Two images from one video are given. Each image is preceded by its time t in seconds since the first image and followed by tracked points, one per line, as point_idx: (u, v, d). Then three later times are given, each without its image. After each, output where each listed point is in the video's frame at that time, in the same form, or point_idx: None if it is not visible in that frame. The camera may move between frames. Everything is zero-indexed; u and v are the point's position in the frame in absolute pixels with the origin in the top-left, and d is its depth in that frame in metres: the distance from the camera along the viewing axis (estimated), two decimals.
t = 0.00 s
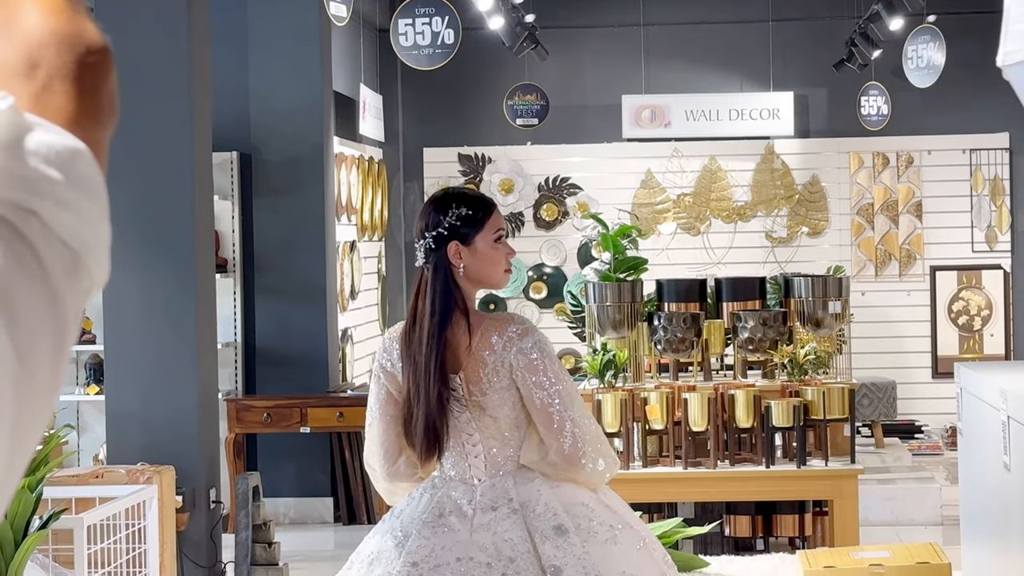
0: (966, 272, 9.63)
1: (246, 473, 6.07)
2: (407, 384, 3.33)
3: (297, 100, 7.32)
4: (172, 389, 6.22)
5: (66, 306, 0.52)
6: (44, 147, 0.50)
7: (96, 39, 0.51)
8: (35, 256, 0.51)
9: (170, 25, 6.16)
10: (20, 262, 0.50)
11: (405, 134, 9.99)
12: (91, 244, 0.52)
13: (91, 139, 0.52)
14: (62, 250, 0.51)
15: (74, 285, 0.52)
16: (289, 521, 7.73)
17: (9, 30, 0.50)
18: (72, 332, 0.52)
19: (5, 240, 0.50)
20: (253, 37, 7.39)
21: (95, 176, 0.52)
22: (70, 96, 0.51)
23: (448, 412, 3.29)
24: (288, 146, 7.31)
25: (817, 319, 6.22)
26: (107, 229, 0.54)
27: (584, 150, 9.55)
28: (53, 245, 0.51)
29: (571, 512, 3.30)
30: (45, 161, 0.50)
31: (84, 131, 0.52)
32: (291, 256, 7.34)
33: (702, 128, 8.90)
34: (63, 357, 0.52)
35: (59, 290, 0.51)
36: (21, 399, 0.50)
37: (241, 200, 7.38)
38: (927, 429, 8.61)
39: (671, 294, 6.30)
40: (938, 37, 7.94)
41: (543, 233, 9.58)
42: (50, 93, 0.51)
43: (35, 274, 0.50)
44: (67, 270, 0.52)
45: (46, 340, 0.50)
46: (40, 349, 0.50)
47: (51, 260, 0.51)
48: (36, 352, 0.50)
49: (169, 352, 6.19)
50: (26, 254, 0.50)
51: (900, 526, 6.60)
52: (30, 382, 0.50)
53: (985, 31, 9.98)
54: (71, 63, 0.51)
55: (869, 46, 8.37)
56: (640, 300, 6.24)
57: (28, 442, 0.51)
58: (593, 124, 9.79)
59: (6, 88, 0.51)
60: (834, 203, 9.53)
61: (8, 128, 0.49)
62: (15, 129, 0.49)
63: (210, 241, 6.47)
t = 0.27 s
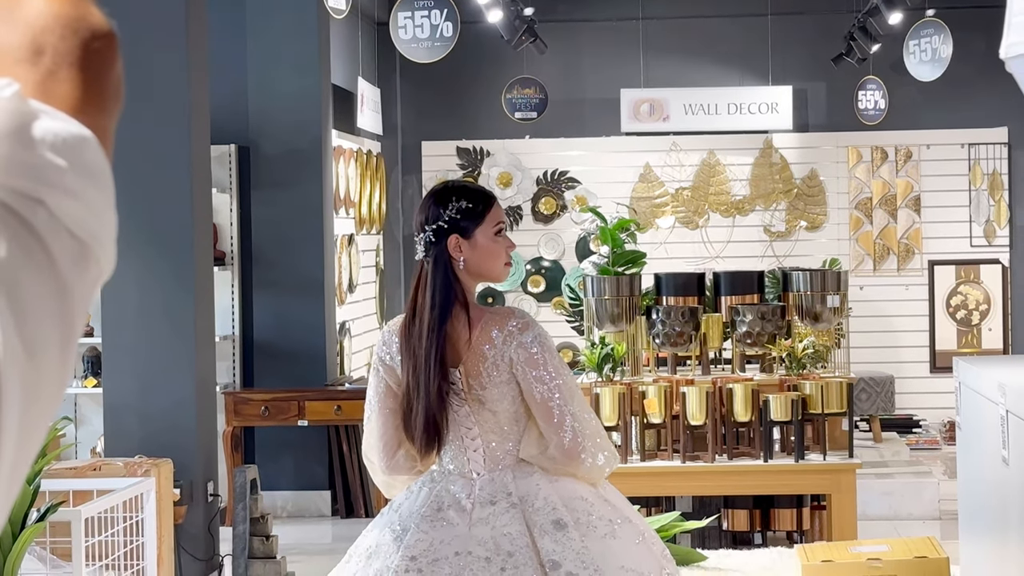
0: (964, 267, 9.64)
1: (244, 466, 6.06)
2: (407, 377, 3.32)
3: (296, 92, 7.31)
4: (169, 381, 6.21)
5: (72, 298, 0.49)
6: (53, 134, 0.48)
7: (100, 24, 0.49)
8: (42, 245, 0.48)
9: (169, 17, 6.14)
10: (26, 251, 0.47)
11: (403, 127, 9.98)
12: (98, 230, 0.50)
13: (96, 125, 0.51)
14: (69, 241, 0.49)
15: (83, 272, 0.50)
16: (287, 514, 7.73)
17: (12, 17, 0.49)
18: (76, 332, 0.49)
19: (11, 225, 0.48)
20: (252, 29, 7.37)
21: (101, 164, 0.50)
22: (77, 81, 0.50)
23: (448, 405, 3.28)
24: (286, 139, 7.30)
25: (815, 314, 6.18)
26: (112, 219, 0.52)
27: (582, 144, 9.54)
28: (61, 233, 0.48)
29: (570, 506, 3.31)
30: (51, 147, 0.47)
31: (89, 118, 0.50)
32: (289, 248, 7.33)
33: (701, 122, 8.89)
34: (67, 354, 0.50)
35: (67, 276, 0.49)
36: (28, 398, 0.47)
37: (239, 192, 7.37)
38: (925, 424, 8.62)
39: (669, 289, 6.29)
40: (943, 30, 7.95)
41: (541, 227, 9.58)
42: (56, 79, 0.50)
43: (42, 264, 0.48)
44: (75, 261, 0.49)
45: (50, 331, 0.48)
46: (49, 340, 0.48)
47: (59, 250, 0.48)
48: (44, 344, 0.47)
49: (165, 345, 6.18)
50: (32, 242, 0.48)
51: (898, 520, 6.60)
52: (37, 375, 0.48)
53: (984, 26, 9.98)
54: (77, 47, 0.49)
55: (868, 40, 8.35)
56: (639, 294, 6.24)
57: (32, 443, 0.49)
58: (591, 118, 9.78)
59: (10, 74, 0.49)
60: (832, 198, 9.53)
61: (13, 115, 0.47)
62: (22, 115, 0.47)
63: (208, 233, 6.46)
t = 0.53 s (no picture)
0: (964, 265, 9.63)
1: (244, 463, 6.06)
2: (408, 375, 3.33)
3: (296, 89, 7.31)
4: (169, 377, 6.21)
5: (74, 290, 0.49)
6: (54, 124, 0.47)
7: (103, 13, 0.48)
8: (43, 235, 0.48)
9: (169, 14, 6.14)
10: (28, 244, 0.47)
11: (404, 124, 9.97)
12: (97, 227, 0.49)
13: (99, 118, 0.50)
14: (72, 230, 0.49)
15: (82, 271, 0.49)
16: (286, 511, 7.73)
17: (14, 5, 0.47)
18: (81, 317, 0.49)
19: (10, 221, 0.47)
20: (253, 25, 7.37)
21: (101, 153, 0.50)
22: (78, 73, 0.49)
23: (449, 404, 3.28)
24: (286, 135, 7.29)
25: (816, 311, 6.20)
26: (115, 209, 0.51)
27: (583, 141, 9.54)
28: (63, 227, 0.48)
29: (570, 505, 3.31)
30: (53, 140, 0.47)
31: (90, 109, 0.49)
32: (290, 245, 7.33)
33: (702, 120, 8.87)
34: (71, 342, 0.50)
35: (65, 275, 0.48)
36: (28, 386, 0.47)
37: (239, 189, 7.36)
38: (925, 422, 8.62)
39: (669, 286, 6.29)
40: (945, 30, 8.01)
41: (542, 225, 9.57)
42: (57, 69, 0.48)
43: (42, 253, 0.48)
44: (78, 251, 0.49)
45: (52, 328, 0.48)
46: (49, 335, 0.48)
47: (62, 241, 0.48)
48: (45, 340, 0.47)
49: (165, 341, 6.18)
50: (35, 235, 0.47)
51: (897, 518, 6.60)
52: (38, 367, 0.48)
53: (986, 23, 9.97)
54: (77, 39, 0.48)
55: (869, 38, 8.35)
56: (639, 291, 6.24)
57: (37, 426, 0.49)
58: (591, 115, 9.78)
59: (10, 65, 0.48)
60: (832, 196, 9.53)
61: (11, 107, 0.46)
62: (23, 104, 0.46)
63: (208, 230, 6.46)
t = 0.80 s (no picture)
0: (966, 266, 9.63)
1: (245, 462, 6.06)
2: (412, 377, 3.33)
3: (298, 89, 7.30)
4: (171, 377, 6.21)
5: (71, 287, 0.49)
6: (50, 120, 0.49)
7: (101, 6, 0.50)
8: (39, 230, 0.48)
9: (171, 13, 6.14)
10: (25, 240, 0.48)
11: (405, 124, 9.97)
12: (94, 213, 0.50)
13: (97, 112, 0.52)
14: (69, 228, 0.49)
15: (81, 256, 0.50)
16: (287, 511, 7.73)
17: (12, 0, 0.50)
18: (77, 318, 0.50)
19: (12, 205, 0.48)
20: (255, 24, 7.37)
21: (100, 149, 0.51)
22: (77, 65, 0.51)
23: (453, 406, 3.29)
24: (288, 135, 7.29)
25: (817, 312, 6.20)
26: (113, 201, 0.53)
27: (585, 142, 9.54)
28: (61, 217, 0.49)
29: (574, 507, 3.31)
30: (49, 134, 0.49)
31: (90, 104, 0.52)
32: (291, 245, 7.33)
33: (703, 121, 8.86)
34: (69, 339, 0.50)
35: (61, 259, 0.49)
36: (26, 383, 0.47)
37: (241, 188, 7.36)
38: (925, 423, 8.61)
39: (670, 287, 6.29)
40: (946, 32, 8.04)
41: (543, 225, 9.58)
42: (55, 63, 0.51)
43: (46, 244, 0.49)
44: (74, 248, 0.49)
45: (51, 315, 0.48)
46: (50, 318, 0.48)
47: (58, 237, 0.49)
48: (46, 324, 0.48)
49: (166, 342, 6.18)
50: (32, 230, 0.48)
51: (898, 519, 6.60)
52: (41, 355, 0.49)
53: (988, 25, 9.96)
54: (75, 32, 0.50)
55: (870, 39, 8.34)
56: (640, 292, 6.24)
57: (34, 427, 0.49)
58: (593, 115, 9.78)
59: (11, 59, 0.51)
60: (833, 196, 9.53)
61: (11, 102, 0.48)
62: (20, 102, 0.48)
63: (210, 229, 6.46)
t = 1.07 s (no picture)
0: (968, 270, 9.63)
1: (248, 465, 6.07)
2: (416, 379, 3.34)
3: (302, 92, 7.31)
4: (174, 380, 6.22)
5: (69, 292, 0.49)
6: (49, 124, 0.47)
7: (102, 9, 0.49)
8: (36, 237, 0.47)
9: (175, 17, 6.15)
10: (20, 246, 0.47)
11: (408, 127, 9.98)
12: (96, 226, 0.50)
13: (96, 116, 0.51)
14: (65, 233, 0.48)
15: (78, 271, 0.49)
16: (289, 513, 7.73)
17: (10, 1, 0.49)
18: (75, 324, 0.49)
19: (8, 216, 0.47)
20: (258, 28, 7.38)
21: (98, 153, 0.50)
22: (76, 69, 0.50)
23: (457, 408, 3.30)
24: (291, 138, 7.30)
25: (819, 315, 6.20)
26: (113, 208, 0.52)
27: (587, 145, 9.54)
28: (57, 228, 0.48)
29: (578, 510, 3.31)
30: (49, 139, 0.47)
31: (89, 107, 0.50)
32: (294, 247, 7.33)
33: (706, 124, 8.86)
34: (65, 347, 0.50)
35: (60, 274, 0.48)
36: (19, 389, 0.47)
37: (244, 191, 7.36)
38: (928, 427, 8.62)
39: (673, 290, 6.29)
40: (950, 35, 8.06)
41: (546, 228, 9.61)
42: (54, 67, 0.49)
43: (42, 255, 0.48)
44: (72, 253, 0.49)
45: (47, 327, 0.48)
46: (43, 332, 0.47)
47: (55, 244, 0.48)
48: (38, 340, 0.47)
49: (168, 345, 6.19)
50: (28, 235, 0.47)
51: (901, 522, 6.60)
52: (34, 370, 0.48)
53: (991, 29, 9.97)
54: (74, 35, 0.49)
55: (872, 42, 8.34)
56: (643, 295, 6.24)
57: (31, 432, 0.49)
58: (595, 118, 9.78)
59: (8, 63, 0.49)
60: (836, 199, 9.53)
61: (10, 106, 0.47)
62: (17, 105, 0.47)
63: (213, 232, 6.47)
